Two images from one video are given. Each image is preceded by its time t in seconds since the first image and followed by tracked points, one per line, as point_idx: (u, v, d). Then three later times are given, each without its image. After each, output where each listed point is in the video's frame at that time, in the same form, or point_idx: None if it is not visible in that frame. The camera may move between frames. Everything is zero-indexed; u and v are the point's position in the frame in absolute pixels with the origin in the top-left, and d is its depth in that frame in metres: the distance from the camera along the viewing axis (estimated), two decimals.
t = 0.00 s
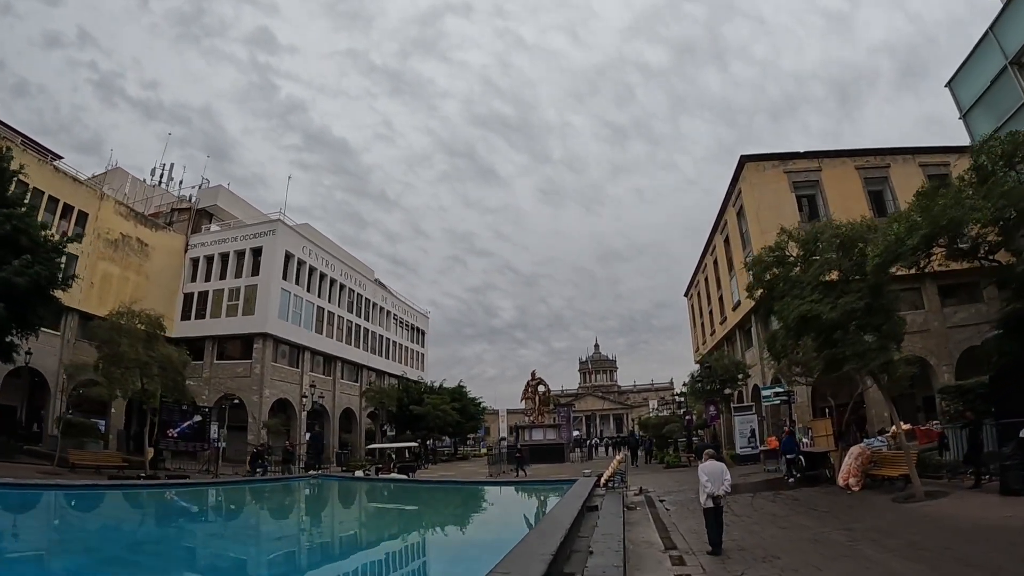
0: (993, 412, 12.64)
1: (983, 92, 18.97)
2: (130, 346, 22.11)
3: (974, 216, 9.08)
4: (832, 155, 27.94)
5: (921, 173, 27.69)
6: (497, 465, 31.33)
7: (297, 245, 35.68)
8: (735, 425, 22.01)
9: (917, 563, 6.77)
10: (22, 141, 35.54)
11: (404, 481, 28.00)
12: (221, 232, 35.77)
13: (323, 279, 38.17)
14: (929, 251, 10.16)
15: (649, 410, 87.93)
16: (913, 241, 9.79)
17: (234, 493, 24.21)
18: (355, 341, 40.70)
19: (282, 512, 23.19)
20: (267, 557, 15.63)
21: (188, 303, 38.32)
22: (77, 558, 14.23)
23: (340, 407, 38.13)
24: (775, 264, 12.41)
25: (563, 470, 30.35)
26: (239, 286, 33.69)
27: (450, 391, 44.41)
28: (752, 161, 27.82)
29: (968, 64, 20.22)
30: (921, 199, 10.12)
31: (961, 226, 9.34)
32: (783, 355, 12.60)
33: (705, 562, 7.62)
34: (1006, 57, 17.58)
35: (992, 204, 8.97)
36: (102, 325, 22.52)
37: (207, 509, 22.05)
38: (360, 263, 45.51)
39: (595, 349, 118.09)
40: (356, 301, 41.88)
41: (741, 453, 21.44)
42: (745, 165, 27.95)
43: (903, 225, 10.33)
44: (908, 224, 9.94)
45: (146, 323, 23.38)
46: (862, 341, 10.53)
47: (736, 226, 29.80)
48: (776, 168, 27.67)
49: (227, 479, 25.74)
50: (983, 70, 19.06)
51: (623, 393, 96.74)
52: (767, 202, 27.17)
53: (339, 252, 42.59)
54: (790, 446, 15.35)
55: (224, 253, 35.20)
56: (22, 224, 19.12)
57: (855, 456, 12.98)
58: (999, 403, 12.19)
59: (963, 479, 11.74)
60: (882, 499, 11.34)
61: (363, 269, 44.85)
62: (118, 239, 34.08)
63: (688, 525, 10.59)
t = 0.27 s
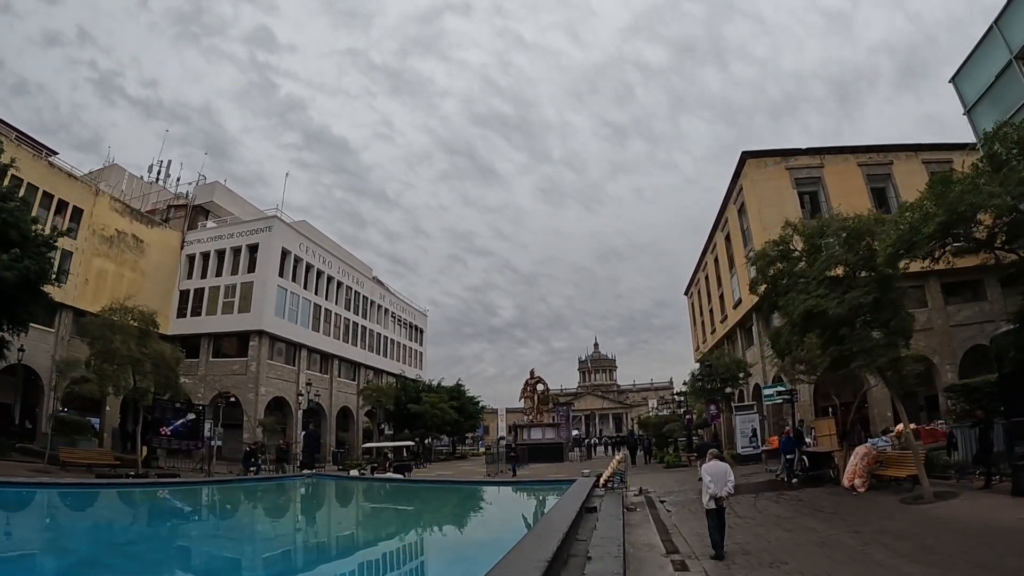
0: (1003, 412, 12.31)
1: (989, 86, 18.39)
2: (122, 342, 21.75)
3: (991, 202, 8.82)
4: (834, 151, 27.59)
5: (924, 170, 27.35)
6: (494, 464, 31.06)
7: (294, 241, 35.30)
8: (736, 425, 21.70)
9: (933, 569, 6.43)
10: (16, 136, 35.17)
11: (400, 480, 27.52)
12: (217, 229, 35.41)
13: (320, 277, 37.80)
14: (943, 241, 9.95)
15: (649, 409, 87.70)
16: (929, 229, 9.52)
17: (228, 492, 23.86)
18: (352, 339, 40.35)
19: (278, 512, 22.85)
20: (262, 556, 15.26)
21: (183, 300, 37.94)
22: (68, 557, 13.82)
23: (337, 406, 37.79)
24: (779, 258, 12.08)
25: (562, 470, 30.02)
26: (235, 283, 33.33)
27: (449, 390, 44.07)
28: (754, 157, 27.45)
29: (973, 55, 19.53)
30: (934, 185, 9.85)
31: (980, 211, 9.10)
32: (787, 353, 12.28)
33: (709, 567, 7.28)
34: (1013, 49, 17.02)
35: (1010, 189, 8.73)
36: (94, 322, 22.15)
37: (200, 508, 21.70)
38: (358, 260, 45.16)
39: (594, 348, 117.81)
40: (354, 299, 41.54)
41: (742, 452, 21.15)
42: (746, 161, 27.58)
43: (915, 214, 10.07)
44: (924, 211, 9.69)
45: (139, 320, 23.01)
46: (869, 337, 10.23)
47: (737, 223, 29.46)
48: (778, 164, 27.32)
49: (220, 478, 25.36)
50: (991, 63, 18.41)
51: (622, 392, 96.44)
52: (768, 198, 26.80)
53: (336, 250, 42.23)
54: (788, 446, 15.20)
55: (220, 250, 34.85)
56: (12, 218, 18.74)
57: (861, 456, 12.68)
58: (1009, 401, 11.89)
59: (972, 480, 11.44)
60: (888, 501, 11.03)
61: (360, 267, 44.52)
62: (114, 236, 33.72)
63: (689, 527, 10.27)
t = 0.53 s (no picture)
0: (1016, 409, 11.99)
1: (993, 80, 17.91)
2: (116, 339, 21.43)
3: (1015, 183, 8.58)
4: (838, 146, 27.24)
5: (929, 165, 26.97)
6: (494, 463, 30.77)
7: (292, 239, 34.97)
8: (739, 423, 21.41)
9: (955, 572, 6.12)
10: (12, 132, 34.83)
11: (399, 480, 27.12)
12: (215, 226, 35.10)
13: (318, 275, 37.50)
14: (961, 227, 9.72)
15: (650, 408, 87.54)
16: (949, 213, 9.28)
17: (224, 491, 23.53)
18: (351, 337, 40.06)
19: (276, 512, 22.55)
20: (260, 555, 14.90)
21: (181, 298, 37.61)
22: (64, 557, 13.44)
23: (336, 404, 37.50)
24: (785, 251, 11.76)
25: (563, 468, 29.71)
26: (233, 281, 33.00)
27: (449, 389, 43.76)
28: (756, 152, 27.09)
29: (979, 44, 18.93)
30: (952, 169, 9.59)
31: (1003, 194, 8.86)
32: (795, 348, 11.97)
33: (718, 571, 6.91)
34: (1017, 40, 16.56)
35: None
36: (88, 319, 21.83)
37: (197, 507, 21.37)
38: (357, 258, 44.87)
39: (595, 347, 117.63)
40: (353, 297, 41.23)
41: (746, 451, 20.87)
42: (749, 156, 27.23)
43: (932, 198, 9.83)
44: (944, 194, 9.45)
45: (134, 317, 22.71)
46: (878, 332, 9.96)
47: (739, 219, 29.13)
48: (781, 159, 26.98)
49: (216, 477, 24.92)
50: (996, 55, 17.86)
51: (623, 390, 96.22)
52: (772, 194, 26.47)
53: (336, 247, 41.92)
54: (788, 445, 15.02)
55: (218, 247, 34.55)
56: (4, 212, 18.42)
57: (869, 454, 12.41)
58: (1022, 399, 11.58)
59: (985, 479, 11.15)
60: (898, 502, 10.71)
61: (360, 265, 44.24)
62: (111, 233, 33.41)
63: (694, 528, 9.97)
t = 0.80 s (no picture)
0: None
1: (998, 72, 17.38)
2: (109, 336, 21.11)
3: None
4: (842, 140, 26.86)
5: (934, 159, 26.57)
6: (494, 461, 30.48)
7: (290, 235, 34.63)
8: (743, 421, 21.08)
9: None
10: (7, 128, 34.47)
11: (398, 480, 26.63)
12: (213, 223, 34.76)
13: (317, 272, 37.17)
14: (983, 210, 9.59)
15: (651, 405, 87.34)
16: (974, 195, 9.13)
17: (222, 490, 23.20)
18: (350, 335, 39.75)
19: (275, 511, 22.24)
20: (258, 554, 14.60)
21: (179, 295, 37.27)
22: (55, 557, 13.11)
23: (335, 403, 37.21)
24: (793, 243, 11.41)
25: (564, 467, 29.39)
26: (230, 278, 32.67)
27: (449, 387, 43.43)
28: (759, 146, 26.72)
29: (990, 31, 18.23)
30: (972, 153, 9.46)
31: None
32: (802, 343, 11.64)
33: None
34: None
35: None
36: (82, 316, 21.51)
37: (193, 506, 21.06)
38: (356, 255, 44.52)
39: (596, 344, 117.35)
40: (352, 294, 40.91)
41: (750, 448, 20.57)
42: (752, 150, 26.86)
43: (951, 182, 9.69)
44: (966, 176, 9.30)
45: (129, 314, 22.39)
46: (889, 326, 9.63)
47: (742, 214, 28.75)
48: (785, 153, 26.58)
49: (209, 475, 24.30)
50: (1004, 45, 17.24)
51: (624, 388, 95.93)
52: (775, 189, 26.09)
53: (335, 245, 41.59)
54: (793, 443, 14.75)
55: (216, 244, 34.23)
56: None
57: (879, 453, 12.11)
58: None
59: (998, 478, 10.84)
60: (909, 501, 10.38)
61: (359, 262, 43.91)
62: (107, 230, 33.07)
63: (700, 529, 9.62)
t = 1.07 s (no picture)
0: None
1: (1005, 66, 16.85)
2: (100, 335, 20.79)
3: None
4: (845, 136, 26.45)
5: (938, 156, 26.17)
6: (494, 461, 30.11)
7: (288, 233, 34.26)
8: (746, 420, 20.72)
9: None
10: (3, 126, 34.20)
11: (395, 481, 26.15)
12: (210, 221, 34.42)
13: (314, 271, 36.83)
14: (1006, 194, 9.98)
15: (652, 404, 86.95)
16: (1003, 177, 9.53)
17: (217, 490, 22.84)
18: (349, 334, 39.40)
19: (271, 512, 21.90)
20: (256, 555, 14.24)
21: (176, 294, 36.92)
22: (42, 559, 12.77)
23: (333, 402, 36.84)
24: (800, 236, 11.05)
25: (564, 467, 29.02)
26: (227, 277, 32.32)
27: (449, 386, 43.08)
28: (762, 142, 26.33)
29: (997, 23, 17.65)
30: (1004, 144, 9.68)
31: None
32: (809, 341, 11.28)
33: None
34: None
35: None
36: (74, 314, 21.21)
37: (185, 508, 20.69)
38: (355, 254, 44.19)
39: (597, 343, 117.02)
40: (350, 293, 40.56)
41: (753, 448, 20.23)
42: (754, 146, 26.46)
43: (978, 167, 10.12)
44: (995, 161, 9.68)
45: (122, 312, 22.06)
46: (902, 322, 9.27)
47: (744, 211, 28.38)
48: (787, 149, 26.20)
49: (203, 476, 23.89)
50: (1011, 39, 16.66)
51: (625, 387, 95.58)
52: (778, 185, 25.69)
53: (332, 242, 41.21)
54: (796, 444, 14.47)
55: (212, 242, 33.89)
56: None
57: (888, 453, 11.77)
58: None
59: (1014, 480, 10.47)
60: (922, 504, 10.02)
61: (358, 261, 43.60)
62: (103, 228, 32.75)
63: (704, 534, 9.24)
